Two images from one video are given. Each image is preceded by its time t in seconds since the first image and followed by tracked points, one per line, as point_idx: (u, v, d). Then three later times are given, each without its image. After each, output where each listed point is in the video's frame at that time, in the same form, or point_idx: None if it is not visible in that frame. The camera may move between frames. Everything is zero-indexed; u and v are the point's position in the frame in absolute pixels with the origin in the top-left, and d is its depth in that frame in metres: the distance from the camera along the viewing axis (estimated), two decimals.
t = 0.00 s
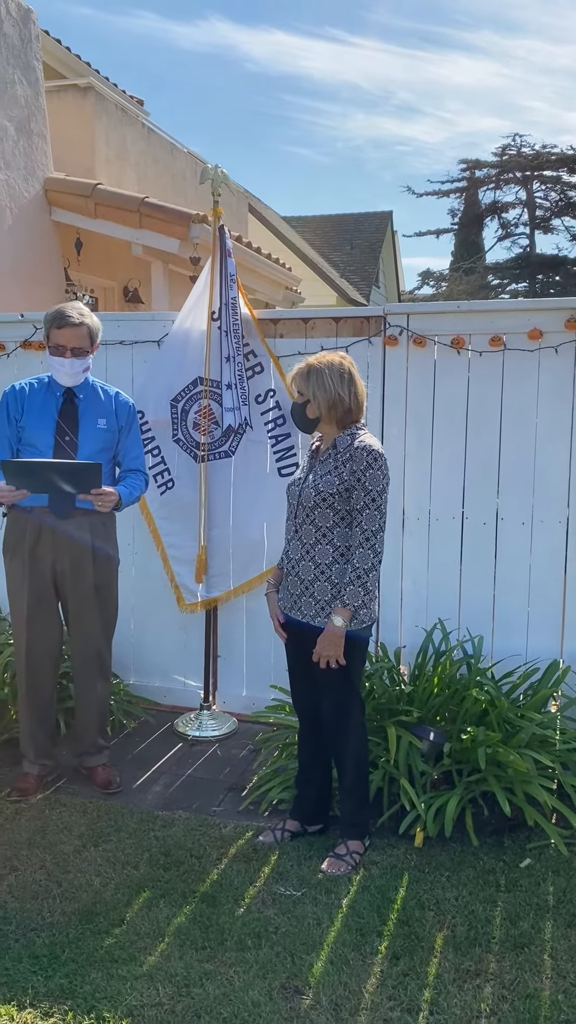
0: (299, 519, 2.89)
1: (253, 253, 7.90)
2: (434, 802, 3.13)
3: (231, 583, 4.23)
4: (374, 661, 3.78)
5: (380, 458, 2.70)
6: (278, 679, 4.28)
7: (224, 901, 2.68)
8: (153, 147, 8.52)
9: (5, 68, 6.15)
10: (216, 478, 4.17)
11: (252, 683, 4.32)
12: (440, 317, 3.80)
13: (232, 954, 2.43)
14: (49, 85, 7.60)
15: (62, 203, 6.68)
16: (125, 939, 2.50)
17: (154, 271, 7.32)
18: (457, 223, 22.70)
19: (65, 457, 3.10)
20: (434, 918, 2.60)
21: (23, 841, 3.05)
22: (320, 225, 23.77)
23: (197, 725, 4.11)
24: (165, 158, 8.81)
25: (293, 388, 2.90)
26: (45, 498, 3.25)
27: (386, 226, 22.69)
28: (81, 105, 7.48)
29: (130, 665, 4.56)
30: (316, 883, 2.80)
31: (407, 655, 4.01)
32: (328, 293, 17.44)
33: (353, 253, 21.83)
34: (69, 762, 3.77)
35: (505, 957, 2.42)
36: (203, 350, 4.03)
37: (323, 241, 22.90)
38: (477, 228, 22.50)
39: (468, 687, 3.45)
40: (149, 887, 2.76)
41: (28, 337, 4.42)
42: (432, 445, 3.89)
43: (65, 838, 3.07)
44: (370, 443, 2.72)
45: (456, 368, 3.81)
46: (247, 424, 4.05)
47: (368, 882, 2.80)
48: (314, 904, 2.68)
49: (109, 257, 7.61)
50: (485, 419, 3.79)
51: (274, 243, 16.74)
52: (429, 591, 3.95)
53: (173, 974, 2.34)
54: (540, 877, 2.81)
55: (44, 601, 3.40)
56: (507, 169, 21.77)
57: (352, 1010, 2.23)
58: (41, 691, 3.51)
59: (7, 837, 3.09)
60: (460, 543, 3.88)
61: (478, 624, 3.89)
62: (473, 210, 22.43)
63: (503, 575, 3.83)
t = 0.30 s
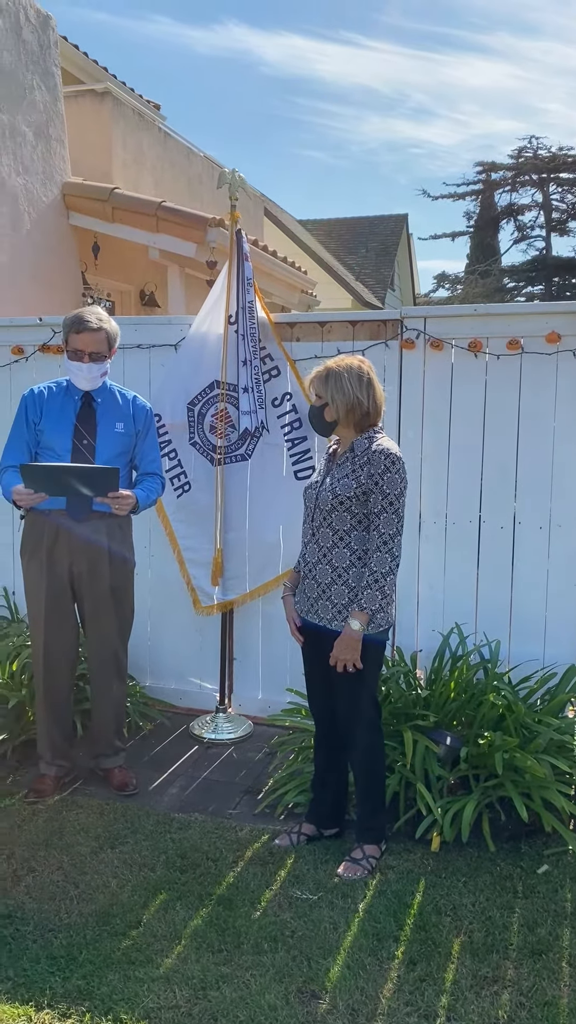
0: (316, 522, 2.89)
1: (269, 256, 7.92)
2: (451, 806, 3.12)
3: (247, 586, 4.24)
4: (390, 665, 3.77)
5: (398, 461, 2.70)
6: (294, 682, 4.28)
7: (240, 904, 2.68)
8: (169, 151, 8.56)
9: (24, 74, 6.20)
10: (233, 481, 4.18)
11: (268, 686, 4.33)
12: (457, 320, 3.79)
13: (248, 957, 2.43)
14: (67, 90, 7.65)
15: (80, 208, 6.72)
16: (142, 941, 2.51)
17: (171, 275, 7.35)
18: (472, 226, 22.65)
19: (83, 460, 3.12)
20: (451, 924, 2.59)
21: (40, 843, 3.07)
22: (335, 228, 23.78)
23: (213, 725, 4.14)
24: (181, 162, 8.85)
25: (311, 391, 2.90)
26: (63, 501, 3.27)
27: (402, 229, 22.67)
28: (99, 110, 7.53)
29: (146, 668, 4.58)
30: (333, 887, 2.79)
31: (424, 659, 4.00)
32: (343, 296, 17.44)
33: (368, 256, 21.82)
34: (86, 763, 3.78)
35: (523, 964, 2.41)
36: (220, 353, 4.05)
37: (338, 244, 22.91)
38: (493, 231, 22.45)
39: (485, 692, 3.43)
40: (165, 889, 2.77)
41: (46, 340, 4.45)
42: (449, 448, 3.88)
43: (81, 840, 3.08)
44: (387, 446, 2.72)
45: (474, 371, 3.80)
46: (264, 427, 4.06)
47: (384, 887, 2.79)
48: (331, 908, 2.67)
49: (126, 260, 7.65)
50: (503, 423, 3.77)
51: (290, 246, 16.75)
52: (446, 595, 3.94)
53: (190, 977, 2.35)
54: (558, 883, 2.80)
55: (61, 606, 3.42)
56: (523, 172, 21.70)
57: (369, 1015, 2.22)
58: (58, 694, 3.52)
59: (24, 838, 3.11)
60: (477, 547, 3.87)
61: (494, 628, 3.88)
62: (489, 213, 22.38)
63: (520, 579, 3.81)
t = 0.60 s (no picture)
0: (338, 524, 2.88)
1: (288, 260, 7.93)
2: (473, 810, 3.10)
3: (266, 589, 4.24)
4: (411, 668, 3.76)
5: (421, 464, 2.69)
6: (313, 685, 4.27)
7: (261, 906, 2.68)
8: (189, 155, 8.59)
9: (46, 79, 6.25)
10: (253, 484, 4.18)
11: (288, 689, 4.32)
12: (479, 322, 3.78)
13: (270, 960, 2.43)
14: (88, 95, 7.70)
15: (101, 211, 6.76)
16: (164, 942, 2.51)
17: (191, 278, 7.38)
18: (491, 229, 22.58)
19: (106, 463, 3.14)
20: (473, 929, 2.57)
21: (61, 843, 3.08)
22: (353, 231, 23.78)
23: (233, 726, 4.16)
24: (200, 165, 8.88)
25: (333, 394, 2.90)
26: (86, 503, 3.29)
27: (419, 232, 22.63)
28: (119, 114, 7.58)
29: (165, 670, 4.59)
30: (354, 891, 2.79)
31: (445, 662, 3.99)
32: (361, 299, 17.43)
33: (386, 259, 21.80)
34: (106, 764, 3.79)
35: (547, 971, 2.38)
36: (241, 356, 4.05)
37: (356, 247, 22.90)
38: (511, 233, 22.36)
39: (507, 696, 3.41)
40: (186, 890, 2.77)
41: (68, 343, 4.47)
42: (471, 451, 3.86)
43: (103, 840, 3.09)
44: (410, 448, 2.71)
45: (496, 374, 3.78)
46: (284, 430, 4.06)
47: (406, 891, 2.78)
48: (352, 911, 2.67)
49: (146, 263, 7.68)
50: (525, 425, 3.75)
51: (307, 249, 16.77)
52: (467, 598, 3.92)
53: (212, 979, 2.35)
54: None
55: (83, 608, 3.44)
56: (541, 174, 21.61)
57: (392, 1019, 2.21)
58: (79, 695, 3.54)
59: (46, 838, 3.12)
60: (499, 550, 3.85)
61: (516, 632, 3.85)
62: (508, 215, 22.30)
63: (542, 583, 3.78)
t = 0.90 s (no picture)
0: (357, 528, 2.88)
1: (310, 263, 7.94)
2: (493, 816, 3.08)
3: (286, 592, 4.24)
4: (431, 673, 3.75)
5: (442, 469, 2.68)
6: (333, 689, 4.27)
7: (281, 909, 2.68)
8: (211, 159, 8.64)
9: (70, 85, 6.32)
10: (273, 487, 4.19)
11: (307, 693, 4.32)
12: (501, 325, 3.76)
13: (290, 963, 2.43)
14: (111, 101, 7.77)
15: (124, 215, 6.81)
16: (184, 943, 2.52)
17: (212, 282, 7.41)
18: (513, 231, 22.45)
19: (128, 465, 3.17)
20: (494, 936, 2.56)
21: (83, 843, 3.10)
22: (374, 233, 23.75)
23: (252, 733, 4.12)
24: (222, 169, 8.92)
25: (353, 397, 2.90)
26: (109, 505, 3.31)
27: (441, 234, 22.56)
28: (142, 119, 7.64)
29: (185, 672, 4.61)
30: (373, 895, 2.78)
31: (466, 667, 3.97)
32: (382, 302, 17.40)
33: (407, 262, 21.75)
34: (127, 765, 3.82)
35: (568, 980, 2.37)
36: (262, 359, 4.07)
37: (377, 249, 22.87)
38: (534, 235, 22.22)
39: (528, 702, 3.39)
40: (206, 892, 2.78)
41: (91, 347, 4.51)
42: (493, 455, 3.85)
43: (124, 841, 3.11)
44: (430, 453, 2.71)
45: (518, 377, 3.76)
46: (304, 433, 4.07)
47: (425, 896, 2.77)
48: (372, 916, 2.66)
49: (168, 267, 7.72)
50: (547, 429, 3.73)
51: (328, 252, 16.77)
52: (489, 603, 3.91)
53: (231, 981, 2.35)
54: None
55: (107, 610, 3.47)
56: (565, 176, 21.47)
57: None
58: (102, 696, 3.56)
59: (67, 838, 3.14)
60: (520, 555, 3.83)
61: (538, 637, 3.83)
62: (530, 217, 22.16)
63: (564, 588, 3.76)
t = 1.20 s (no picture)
0: (381, 530, 2.88)
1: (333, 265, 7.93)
2: (518, 820, 3.06)
3: (309, 592, 4.24)
4: (456, 675, 3.72)
5: (466, 470, 2.66)
6: (356, 690, 4.26)
7: (303, 911, 2.68)
8: (235, 161, 8.67)
9: (96, 89, 6.37)
10: (297, 488, 4.20)
11: (330, 694, 4.32)
12: (527, 325, 3.73)
13: (312, 965, 2.43)
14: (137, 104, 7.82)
15: (149, 218, 6.85)
16: (207, 943, 2.53)
17: (236, 284, 7.43)
18: (538, 231, 22.28)
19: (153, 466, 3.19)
20: (519, 941, 2.53)
21: (107, 842, 3.12)
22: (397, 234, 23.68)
23: (275, 733, 4.14)
24: (246, 171, 8.94)
25: (376, 398, 2.90)
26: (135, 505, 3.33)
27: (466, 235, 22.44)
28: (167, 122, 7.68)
29: (208, 672, 4.62)
30: (396, 898, 2.77)
31: (490, 669, 3.94)
32: (406, 303, 17.34)
33: (431, 263, 21.66)
34: (150, 764, 3.83)
35: None
36: (285, 360, 4.07)
37: (401, 250, 22.80)
38: (560, 236, 22.03)
39: (553, 705, 3.36)
40: (229, 892, 2.78)
41: (116, 349, 4.54)
42: (518, 455, 3.82)
43: (147, 840, 3.13)
44: (455, 454, 2.69)
45: (544, 377, 3.73)
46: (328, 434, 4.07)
47: (449, 900, 2.75)
48: (395, 919, 2.65)
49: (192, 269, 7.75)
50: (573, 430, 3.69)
51: (352, 254, 16.74)
52: (514, 605, 3.88)
53: (254, 982, 2.35)
54: None
55: (133, 610, 3.48)
56: None
57: None
58: (127, 696, 3.58)
59: (91, 837, 3.16)
60: (546, 556, 3.79)
61: (564, 640, 3.79)
62: (556, 217, 21.98)
63: None
